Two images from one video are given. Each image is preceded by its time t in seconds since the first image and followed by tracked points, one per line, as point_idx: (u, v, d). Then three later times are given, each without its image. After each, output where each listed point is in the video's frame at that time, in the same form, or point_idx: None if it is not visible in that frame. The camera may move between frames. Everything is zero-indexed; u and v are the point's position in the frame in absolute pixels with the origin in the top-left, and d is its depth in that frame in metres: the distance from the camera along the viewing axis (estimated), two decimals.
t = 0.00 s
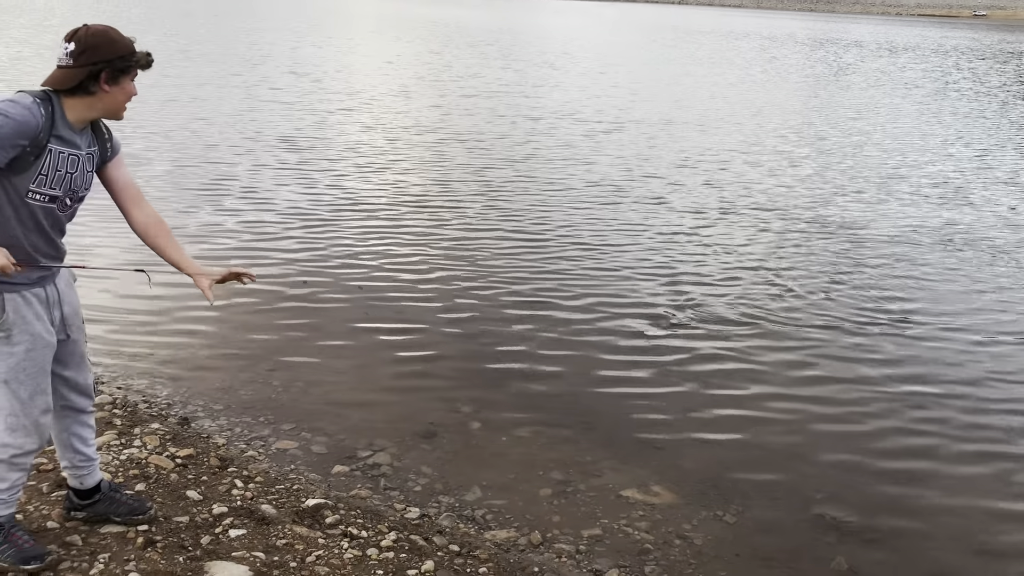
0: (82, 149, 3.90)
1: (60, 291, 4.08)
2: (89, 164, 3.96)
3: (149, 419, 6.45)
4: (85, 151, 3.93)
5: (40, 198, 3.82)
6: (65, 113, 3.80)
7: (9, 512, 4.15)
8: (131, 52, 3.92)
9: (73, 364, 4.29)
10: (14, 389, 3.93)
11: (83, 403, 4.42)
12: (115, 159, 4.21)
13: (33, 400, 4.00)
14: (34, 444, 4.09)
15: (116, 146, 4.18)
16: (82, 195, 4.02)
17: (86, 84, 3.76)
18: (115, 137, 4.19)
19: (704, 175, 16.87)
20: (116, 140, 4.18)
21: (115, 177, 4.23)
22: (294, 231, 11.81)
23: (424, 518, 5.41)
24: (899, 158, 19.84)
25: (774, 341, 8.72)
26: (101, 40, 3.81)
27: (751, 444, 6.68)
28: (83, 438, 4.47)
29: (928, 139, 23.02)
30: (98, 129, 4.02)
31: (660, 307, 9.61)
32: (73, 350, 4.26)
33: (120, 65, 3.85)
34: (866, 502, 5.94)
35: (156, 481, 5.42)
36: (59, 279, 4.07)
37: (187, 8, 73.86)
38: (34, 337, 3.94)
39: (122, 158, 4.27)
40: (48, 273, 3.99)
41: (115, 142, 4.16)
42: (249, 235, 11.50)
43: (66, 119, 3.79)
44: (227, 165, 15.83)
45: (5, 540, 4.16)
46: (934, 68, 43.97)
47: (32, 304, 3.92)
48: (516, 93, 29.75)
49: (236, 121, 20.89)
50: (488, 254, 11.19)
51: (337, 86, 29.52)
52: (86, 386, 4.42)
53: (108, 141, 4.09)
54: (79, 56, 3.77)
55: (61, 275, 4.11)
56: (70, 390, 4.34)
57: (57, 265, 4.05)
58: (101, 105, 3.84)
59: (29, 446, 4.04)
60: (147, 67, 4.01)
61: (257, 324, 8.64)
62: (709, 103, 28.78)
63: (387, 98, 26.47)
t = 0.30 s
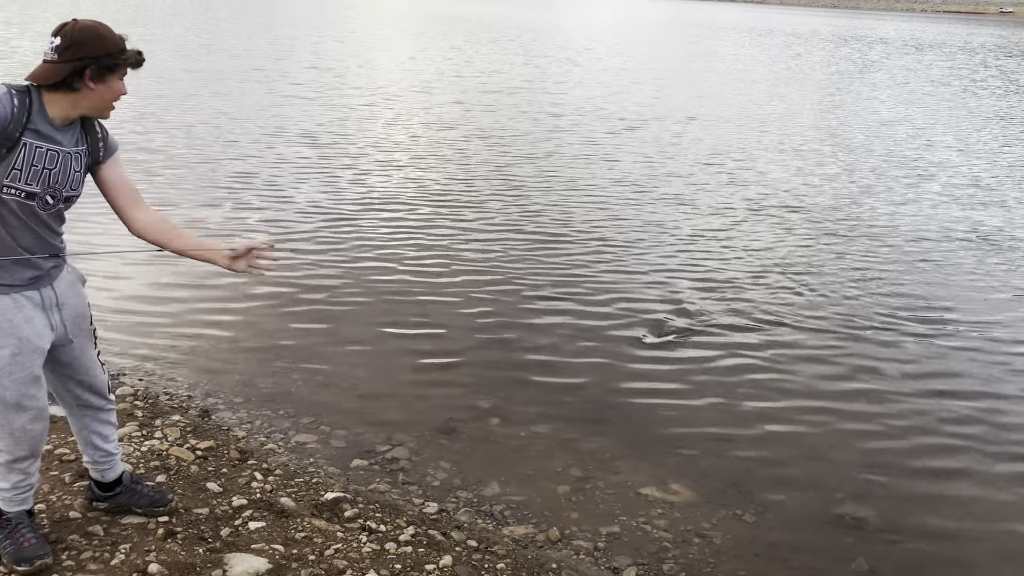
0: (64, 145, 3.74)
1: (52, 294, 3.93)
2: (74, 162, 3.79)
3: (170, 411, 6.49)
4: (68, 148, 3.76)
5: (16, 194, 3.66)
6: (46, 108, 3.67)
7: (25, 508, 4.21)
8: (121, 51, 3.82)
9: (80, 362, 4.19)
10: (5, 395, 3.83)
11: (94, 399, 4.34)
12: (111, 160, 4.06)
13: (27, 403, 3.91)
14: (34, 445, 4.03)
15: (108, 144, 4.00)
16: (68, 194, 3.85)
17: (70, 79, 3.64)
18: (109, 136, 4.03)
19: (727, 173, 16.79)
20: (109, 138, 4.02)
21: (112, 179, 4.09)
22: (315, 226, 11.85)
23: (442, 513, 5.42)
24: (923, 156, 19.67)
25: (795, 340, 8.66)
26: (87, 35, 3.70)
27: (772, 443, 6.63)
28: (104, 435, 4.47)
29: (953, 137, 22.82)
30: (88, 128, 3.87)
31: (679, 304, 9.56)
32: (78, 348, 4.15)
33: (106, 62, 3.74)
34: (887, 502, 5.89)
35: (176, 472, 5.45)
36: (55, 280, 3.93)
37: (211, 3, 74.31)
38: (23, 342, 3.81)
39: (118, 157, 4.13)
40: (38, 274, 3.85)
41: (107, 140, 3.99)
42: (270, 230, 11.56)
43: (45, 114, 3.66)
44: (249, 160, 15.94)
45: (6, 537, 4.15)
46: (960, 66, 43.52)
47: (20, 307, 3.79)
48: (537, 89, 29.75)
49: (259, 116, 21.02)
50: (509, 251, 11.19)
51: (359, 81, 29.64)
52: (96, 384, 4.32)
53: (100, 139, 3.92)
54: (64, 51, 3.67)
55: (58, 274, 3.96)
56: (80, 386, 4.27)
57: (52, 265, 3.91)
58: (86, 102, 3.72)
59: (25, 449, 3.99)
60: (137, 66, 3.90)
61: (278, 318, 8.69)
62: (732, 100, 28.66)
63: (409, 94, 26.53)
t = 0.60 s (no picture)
0: (47, 141, 3.71)
1: (53, 296, 3.93)
2: (61, 157, 3.76)
3: (189, 404, 6.52)
4: (51, 143, 3.72)
5: (1, 192, 3.63)
6: (29, 104, 3.67)
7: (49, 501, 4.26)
8: (111, 46, 3.79)
9: (90, 362, 4.19)
10: (10, 396, 3.86)
11: (112, 397, 4.36)
12: (113, 146, 4.02)
13: (35, 402, 3.94)
14: (47, 443, 4.07)
15: (102, 136, 3.96)
16: (57, 191, 3.80)
17: (55, 75, 3.63)
18: (105, 128, 3.99)
19: (748, 172, 16.70)
20: (104, 129, 3.98)
21: (121, 166, 4.05)
22: (335, 224, 11.88)
23: (460, 509, 5.42)
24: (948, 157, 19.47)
25: (815, 340, 8.60)
26: (74, 30, 3.68)
27: (791, 444, 6.59)
28: (125, 432, 4.51)
29: (978, 138, 22.58)
30: (80, 123, 3.84)
31: (699, 304, 9.51)
32: (85, 348, 4.15)
33: (92, 59, 3.71)
34: (908, 504, 5.84)
35: (196, 466, 5.48)
36: (54, 281, 3.93)
37: None
38: (23, 345, 3.82)
39: (122, 144, 4.10)
40: (36, 275, 3.85)
41: (101, 134, 3.95)
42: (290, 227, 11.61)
43: (29, 110, 3.66)
44: (270, 156, 16.01)
45: (29, 528, 4.18)
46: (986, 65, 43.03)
47: (19, 310, 3.80)
48: (559, 87, 29.71)
49: (281, 113, 21.11)
50: (527, 249, 11.18)
51: (380, 78, 29.69)
52: (110, 383, 4.32)
53: (93, 133, 3.88)
54: (49, 45, 3.65)
55: (59, 275, 3.95)
56: (94, 385, 4.28)
57: (50, 265, 3.90)
58: (72, 100, 3.71)
59: (38, 447, 4.02)
60: (127, 62, 3.86)
61: (296, 313, 8.72)
62: (754, 99, 28.50)
63: (430, 92, 26.55)
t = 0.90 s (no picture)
0: (63, 134, 3.75)
1: (74, 289, 3.97)
2: (76, 150, 3.79)
3: (210, 398, 6.57)
4: (66, 137, 3.76)
5: (18, 186, 3.68)
6: (43, 97, 3.72)
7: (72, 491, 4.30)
8: (125, 40, 3.81)
9: (112, 355, 4.23)
10: (32, 388, 3.91)
11: (134, 389, 4.40)
12: (128, 140, 4.03)
13: (57, 394, 3.98)
14: (69, 436, 4.10)
15: (119, 129, 3.99)
16: (74, 184, 3.83)
17: (67, 68, 3.67)
18: (122, 121, 4.02)
19: (770, 174, 16.61)
20: (120, 123, 4.01)
21: (137, 161, 4.07)
22: (355, 222, 11.91)
23: (477, 506, 5.43)
24: (973, 160, 19.28)
25: (836, 343, 8.55)
26: (87, 23, 3.71)
27: (811, 445, 6.56)
28: (147, 424, 4.54)
29: (1004, 141, 22.33)
30: (95, 116, 3.87)
31: (718, 305, 9.47)
32: (108, 341, 4.19)
33: (104, 52, 3.74)
34: (929, 508, 5.79)
35: (217, 459, 5.51)
36: (76, 274, 3.97)
37: None
38: (45, 338, 3.88)
39: (138, 136, 4.11)
40: (57, 268, 3.90)
41: (118, 127, 3.98)
42: (311, 225, 11.67)
43: (43, 103, 3.71)
44: (292, 154, 16.08)
45: (52, 517, 4.22)
46: (1013, 67, 42.51)
47: (40, 303, 3.85)
48: (580, 86, 29.62)
49: (303, 111, 21.19)
50: (547, 249, 11.17)
51: (402, 76, 29.72)
52: (133, 376, 4.36)
53: (109, 127, 3.91)
54: (62, 38, 3.70)
55: (81, 268, 4.00)
56: (117, 378, 4.32)
57: (71, 258, 3.95)
58: (84, 93, 3.74)
59: (60, 439, 4.05)
60: (140, 55, 3.88)
61: (316, 309, 8.76)
62: (777, 99, 28.32)
63: (452, 90, 26.55)
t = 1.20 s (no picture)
0: (100, 126, 3.76)
1: (104, 277, 4.00)
2: (113, 141, 3.81)
3: (232, 388, 6.61)
4: (104, 128, 3.77)
5: (55, 177, 3.72)
6: (82, 89, 3.71)
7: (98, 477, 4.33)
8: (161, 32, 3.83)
9: (137, 344, 4.26)
10: (62, 375, 3.95)
11: (158, 377, 4.43)
12: (164, 128, 4.06)
13: (86, 381, 4.02)
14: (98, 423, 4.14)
15: (153, 118, 4.00)
16: (110, 174, 3.86)
17: (107, 59, 3.68)
18: (154, 109, 4.03)
19: (792, 172, 16.51)
20: (154, 111, 4.01)
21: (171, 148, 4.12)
22: (377, 217, 11.94)
23: (497, 500, 5.43)
24: (999, 160, 19.07)
25: (857, 342, 8.49)
26: (124, 15, 3.73)
27: (832, 444, 6.51)
28: (168, 411, 4.57)
29: None
30: (130, 107, 3.88)
31: (740, 303, 9.42)
32: (134, 330, 4.21)
33: (143, 42, 3.75)
34: (951, 508, 5.74)
35: (238, 449, 5.55)
36: (104, 263, 4.00)
37: None
38: (75, 326, 3.92)
39: (172, 123, 4.13)
40: (85, 257, 3.93)
41: (152, 115, 3.99)
42: (332, 220, 11.72)
43: (82, 93, 3.70)
44: (314, 148, 16.16)
45: (76, 504, 4.25)
46: None
47: (70, 292, 3.90)
48: (602, 81, 29.55)
49: (325, 105, 21.27)
50: (567, 245, 11.16)
51: (424, 71, 29.76)
52: (156, 364, 4.38)
53: (143, 115, 3.93)
54: (101, 30, 3.70)
55: (108, 258, 4.03)
56: (141, 367, 4.35)
57: (100, 248, 3.98)
58: (123, 84, 3.74)
59: (89, 426, 4.09)
60: (176, 46, 3.90)
61: (337, 303, 8.80)
62: (800, 97, 28.14)
63: (473, 85, 26.56)
